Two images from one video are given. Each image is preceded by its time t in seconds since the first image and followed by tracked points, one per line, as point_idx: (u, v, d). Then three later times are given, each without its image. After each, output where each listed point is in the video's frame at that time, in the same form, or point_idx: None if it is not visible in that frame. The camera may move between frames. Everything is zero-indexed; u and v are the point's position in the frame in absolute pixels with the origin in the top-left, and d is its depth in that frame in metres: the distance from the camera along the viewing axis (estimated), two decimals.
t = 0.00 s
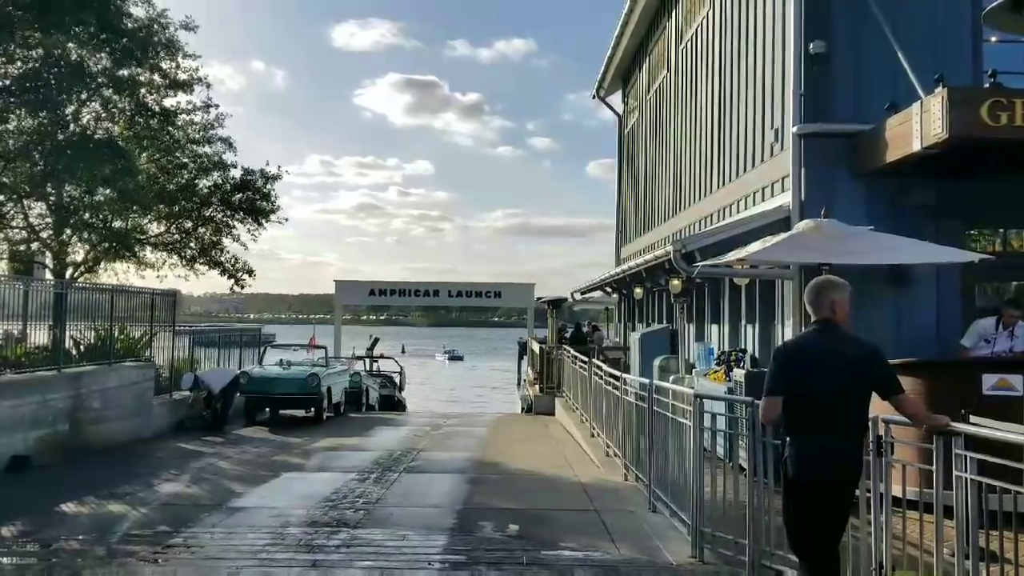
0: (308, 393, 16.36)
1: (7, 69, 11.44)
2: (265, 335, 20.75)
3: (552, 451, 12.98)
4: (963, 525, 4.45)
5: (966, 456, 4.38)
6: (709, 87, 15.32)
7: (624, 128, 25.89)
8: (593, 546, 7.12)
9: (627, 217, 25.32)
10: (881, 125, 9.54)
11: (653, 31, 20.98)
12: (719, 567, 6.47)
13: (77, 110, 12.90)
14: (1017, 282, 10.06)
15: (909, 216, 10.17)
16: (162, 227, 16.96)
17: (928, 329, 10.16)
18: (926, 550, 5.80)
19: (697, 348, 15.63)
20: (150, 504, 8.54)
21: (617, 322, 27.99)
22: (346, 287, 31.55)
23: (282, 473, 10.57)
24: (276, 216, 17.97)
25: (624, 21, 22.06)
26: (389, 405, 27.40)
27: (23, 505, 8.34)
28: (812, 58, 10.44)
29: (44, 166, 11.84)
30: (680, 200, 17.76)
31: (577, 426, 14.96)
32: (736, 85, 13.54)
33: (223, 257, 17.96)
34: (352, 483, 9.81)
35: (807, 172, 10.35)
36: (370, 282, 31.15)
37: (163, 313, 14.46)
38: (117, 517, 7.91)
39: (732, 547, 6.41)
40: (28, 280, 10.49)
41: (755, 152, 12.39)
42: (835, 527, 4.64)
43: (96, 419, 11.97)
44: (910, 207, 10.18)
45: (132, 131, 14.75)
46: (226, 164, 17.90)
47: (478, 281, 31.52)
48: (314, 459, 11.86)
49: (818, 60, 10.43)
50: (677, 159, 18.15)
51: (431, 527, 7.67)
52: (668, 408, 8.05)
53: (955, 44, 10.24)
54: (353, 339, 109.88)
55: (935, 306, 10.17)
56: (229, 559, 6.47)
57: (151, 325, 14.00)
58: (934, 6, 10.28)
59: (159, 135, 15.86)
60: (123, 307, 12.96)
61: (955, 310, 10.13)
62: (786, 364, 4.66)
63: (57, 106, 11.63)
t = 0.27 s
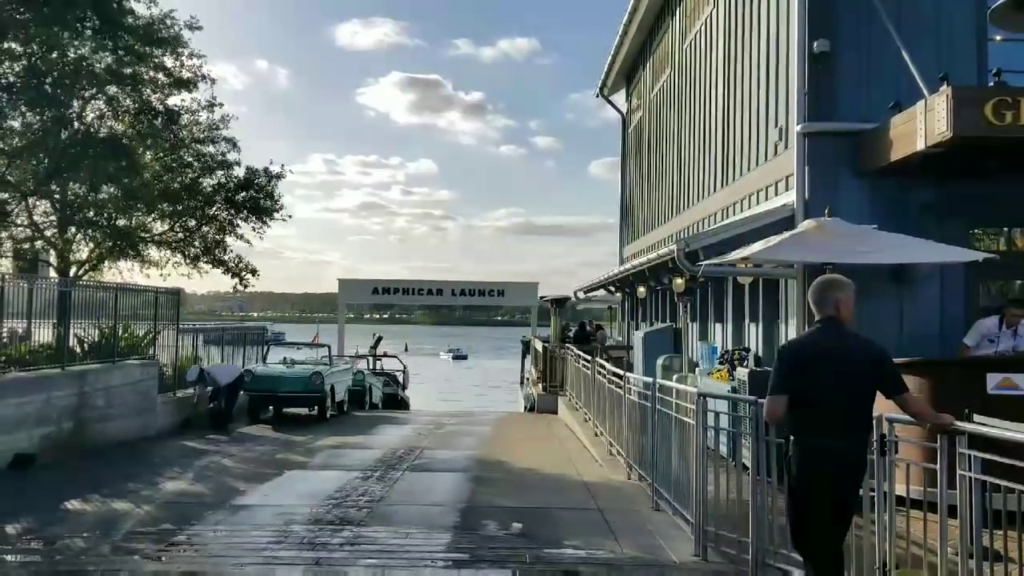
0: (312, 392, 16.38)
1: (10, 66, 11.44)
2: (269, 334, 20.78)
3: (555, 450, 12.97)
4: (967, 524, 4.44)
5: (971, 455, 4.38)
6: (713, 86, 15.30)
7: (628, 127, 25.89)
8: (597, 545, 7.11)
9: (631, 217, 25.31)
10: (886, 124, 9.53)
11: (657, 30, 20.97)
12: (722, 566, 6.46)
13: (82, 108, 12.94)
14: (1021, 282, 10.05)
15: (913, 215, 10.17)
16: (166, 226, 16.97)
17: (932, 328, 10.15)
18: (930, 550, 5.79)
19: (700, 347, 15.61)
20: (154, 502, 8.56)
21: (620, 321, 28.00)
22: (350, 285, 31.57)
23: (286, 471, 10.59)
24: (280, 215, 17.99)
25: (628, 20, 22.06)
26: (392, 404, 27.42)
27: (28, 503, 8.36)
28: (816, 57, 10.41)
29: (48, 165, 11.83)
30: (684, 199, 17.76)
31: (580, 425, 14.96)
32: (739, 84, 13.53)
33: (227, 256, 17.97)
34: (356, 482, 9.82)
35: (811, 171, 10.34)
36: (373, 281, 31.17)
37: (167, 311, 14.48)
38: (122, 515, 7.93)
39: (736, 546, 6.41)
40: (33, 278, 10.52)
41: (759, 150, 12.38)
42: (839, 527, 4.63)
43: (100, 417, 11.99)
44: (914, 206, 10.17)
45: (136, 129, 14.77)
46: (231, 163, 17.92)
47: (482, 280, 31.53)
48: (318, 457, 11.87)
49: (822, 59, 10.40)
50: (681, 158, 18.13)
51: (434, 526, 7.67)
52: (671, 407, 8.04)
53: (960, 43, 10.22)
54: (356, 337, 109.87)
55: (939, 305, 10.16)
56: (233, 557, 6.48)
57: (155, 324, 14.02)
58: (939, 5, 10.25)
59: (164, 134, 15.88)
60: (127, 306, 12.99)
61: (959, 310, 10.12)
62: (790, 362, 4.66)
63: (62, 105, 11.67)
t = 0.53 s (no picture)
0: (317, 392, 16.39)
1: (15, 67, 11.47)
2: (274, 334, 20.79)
3: (560, 450, 12.97)
4: (973, 524, 4.43)
5: (976, 455, 4.37)
6: (718, 87, 15.29)
7: (632, 127, 25.88)
8: (601, 545, 7.11)
9: (636, 217, 25.30)
10: (891, 124, 9.51)
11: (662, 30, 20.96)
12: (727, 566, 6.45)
13: (87, 108, 12.97)
14: None
15: (919, 215, 10.15)
16: (171, 227, 16.93)
17: (937, 328, 10.13)
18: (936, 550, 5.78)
19: (705, 348, 15.60)
20: (159, 502, 8.57)
21: (625, 322, 27.99)
22: (355, 286, 31.59)
23: (291, 471, 10.60)
24: (285, 215, 18.02)
25: (633, 21, 22.05)
26: (397, 404, 27.43)
27: (34, 503, 8.38)
28: (822, 57, 10.36)
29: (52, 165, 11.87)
30: (689, 200, 17.74)
31: (585, 425, 14.96)
32: (744, 84, 13.52)
33: (232, 257, 18.00)
34: (360, 482, 9.83)
35: (816, 171, 10.31)
36: (378, 281, 31.20)
37: (172, 312, 14.51)
38: (127, 515, 7.94)
39: (742, 546, 6.41)
40: (39, 278, 10.54)
41: (764, 151, 12.37)
42: (845, 528, 4.62)
43: (106, 417, 12.01)
44: (919, 207, 10.15)
45: (142, 130, 14.80)
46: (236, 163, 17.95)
47: (487, 281, 31.54)
48: (323, 457, 11.88)
49: (827, 59, 10.35)
50: (686, 159, 18.12)
51: (439, 526, 7.67)
52: (676, 407, 8.03)
53: (966, 43, 10.20)
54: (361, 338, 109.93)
55: (945, 305, 10.13)
56: (239, 557, 6.49)
57: (160, 324, 14.04)
58: (945, 5, 10.25)
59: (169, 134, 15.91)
60: (132, 306, 13.00)
61: (965, 310, 10.10)
62: (795, 362, 4.66)
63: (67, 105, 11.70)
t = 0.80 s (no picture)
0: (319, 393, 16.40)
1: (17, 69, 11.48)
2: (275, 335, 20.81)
3: (562, 451, 12.97)
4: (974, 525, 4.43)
5: (978, 456, 4.37)
6: (719, 87, 15.29)
7: (634, 128, 25.87)
8: (602, 546, 7.12)
9: (637, 217, 25.29)
10: (893, 124, 9.51)
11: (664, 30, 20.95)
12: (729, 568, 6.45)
13: (88, 110, 12.98)
14: None
15: (920, 216, 10.15)
16: (173, 228, 16.99)
17: (939, 329, 10.13)
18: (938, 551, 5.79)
19: (707, 348, 15.61)
20: (161, 503, 8.57)
21: (626, 322, 28.00)
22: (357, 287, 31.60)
23: (293, 472, 10.60)
24: (287, 216, 18.03)
25: (634, 21, 22.05)
26: (399, 405, 27.45)
27: (36, 504, 8.40)
28: (823, 57, 10.38)
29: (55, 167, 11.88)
30: (690, 200, 17.74)
31: (586, 426, 14.96)
32: (746, 84, 13.52)
33: (234, 258, 18.01)
34: (363, 483, 9.84)
35: (818, 171, 10.32)
36: (380, 282, 31.22)
37: (175, 313, 14.52)
38: (129, 517, 7.94)
39: (744, 546, 6.41)
40: (41, 280, 10.55)
41: (766, 151, 12.36)
42: (848, 529, 4.62)
43: (108, 418, 12.03)
44: (921, 207, 10.14)
45: (143, 131, 14.82)
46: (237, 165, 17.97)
47: (488, 281, 31.55)
48: (325, 458, 11.89)
49: (828, 60, 10.37)
50: (687, 159, 18.11)
51: (441, 527, 7.67)
52: (678, 408, 8.03)
53: (967, 43, 10.19)
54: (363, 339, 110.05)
55: (947, 305, 10.13)
56: (241, 559, 6.49)
57: (162, 325, 14.05)
58: (946, 5, 10.24)
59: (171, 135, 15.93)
60: (134, 307, 13.01)
61: (967, 310, 10.10)
62: (797, 362, 4.66)
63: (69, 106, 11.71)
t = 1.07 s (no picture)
0: (313, 393, 16.49)
1: (10, 69, 11.45)
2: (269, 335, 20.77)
3: (557, 451, 12.97)
4: (969, 523, 4.44)
5: (972, 455, 4.38)
6: (713, 87, 15.31)
7: (628, 127, 25.88)
8: (598, 546, 7.12)
9: (631, 217, 25.32)
10: (887, 124, 9.53)
11: (658, 30, 20.96)
12: (724, 567, 6.46)
13: (82, 110, 12.95)
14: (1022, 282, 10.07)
15: (914, 215, 10.17)
16: (167, 228, 16.94)
17: (933, 328, 10.15)
18: (934, 550, 5.79)
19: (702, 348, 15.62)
20: (155, 504, 8.55)
21: (621, 322, 28.01)
22: (351, 286, 31.55)
23: (288, 472, 10.59)
24: (281, 216, 18.00)
25: (629, 21, 22.05)
26: (394, 405, 27.42)
27: (30, 505, 8.37)
28: (817, 57, 10.41)
29: (48, 166, 11.84)
30: (685, 200, 17.76)
31: (581, 426, 14.97)
32: (740, 84, 13.54)
33: (228, 258, 17.98)
34: (357, 483, 9.83)
35: (812, 171, 10.34)
36: (375, 282, 31.19)
37: (168, 313, 14.49)
38: (124, 517, 7.92)
39: (738, 546, 6.39)
40: (33, 280, 10.52)
41: (760, 151, 12.38)
42: (844, 529, 4.63)
43: (102, 419, 12.00)
44: (915, 207, 10.17)
45: (138, 131, 14.78)
46: (231, 164, 17.94)
47: (483, 281, 31.54)
48: (320, 458, 11.87)
49: (823, 59, 10.40)
50: (682, 159, 18.12)
51: (436, 527, 7.67)
52: (673, 408, 8.03)
53: (960, 44, 10.22)
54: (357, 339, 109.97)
55: (941, 304, 10.16)
56: (235, 559, 6.49)
57: (156, 325, 14.01)
58: (939, 6, 10.26)
59: (165, 135, 15.89)
60: (128, 307, 12.97)
61: (960, 309, 10.13)
62: (791, 363, 4.68)
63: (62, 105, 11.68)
